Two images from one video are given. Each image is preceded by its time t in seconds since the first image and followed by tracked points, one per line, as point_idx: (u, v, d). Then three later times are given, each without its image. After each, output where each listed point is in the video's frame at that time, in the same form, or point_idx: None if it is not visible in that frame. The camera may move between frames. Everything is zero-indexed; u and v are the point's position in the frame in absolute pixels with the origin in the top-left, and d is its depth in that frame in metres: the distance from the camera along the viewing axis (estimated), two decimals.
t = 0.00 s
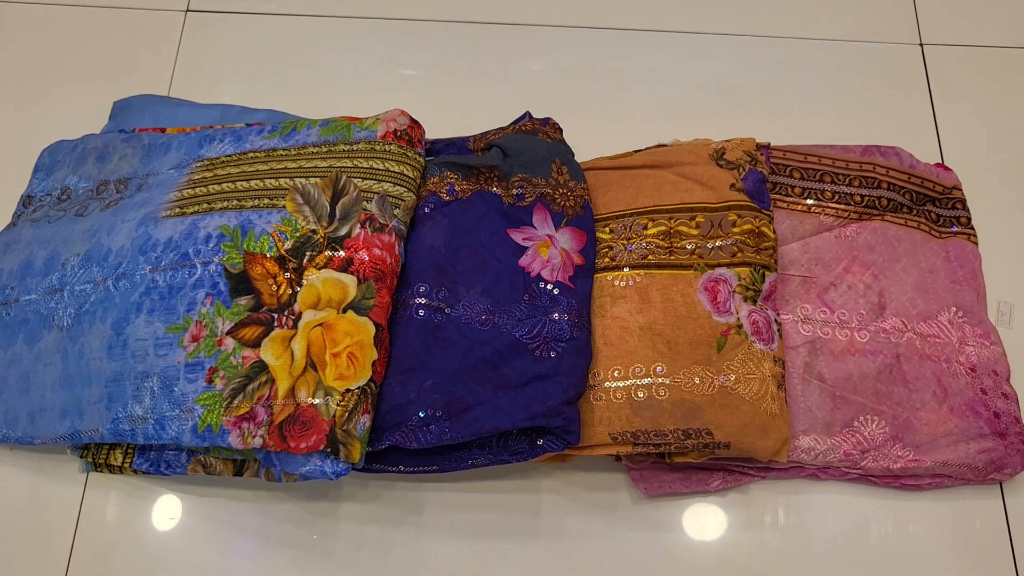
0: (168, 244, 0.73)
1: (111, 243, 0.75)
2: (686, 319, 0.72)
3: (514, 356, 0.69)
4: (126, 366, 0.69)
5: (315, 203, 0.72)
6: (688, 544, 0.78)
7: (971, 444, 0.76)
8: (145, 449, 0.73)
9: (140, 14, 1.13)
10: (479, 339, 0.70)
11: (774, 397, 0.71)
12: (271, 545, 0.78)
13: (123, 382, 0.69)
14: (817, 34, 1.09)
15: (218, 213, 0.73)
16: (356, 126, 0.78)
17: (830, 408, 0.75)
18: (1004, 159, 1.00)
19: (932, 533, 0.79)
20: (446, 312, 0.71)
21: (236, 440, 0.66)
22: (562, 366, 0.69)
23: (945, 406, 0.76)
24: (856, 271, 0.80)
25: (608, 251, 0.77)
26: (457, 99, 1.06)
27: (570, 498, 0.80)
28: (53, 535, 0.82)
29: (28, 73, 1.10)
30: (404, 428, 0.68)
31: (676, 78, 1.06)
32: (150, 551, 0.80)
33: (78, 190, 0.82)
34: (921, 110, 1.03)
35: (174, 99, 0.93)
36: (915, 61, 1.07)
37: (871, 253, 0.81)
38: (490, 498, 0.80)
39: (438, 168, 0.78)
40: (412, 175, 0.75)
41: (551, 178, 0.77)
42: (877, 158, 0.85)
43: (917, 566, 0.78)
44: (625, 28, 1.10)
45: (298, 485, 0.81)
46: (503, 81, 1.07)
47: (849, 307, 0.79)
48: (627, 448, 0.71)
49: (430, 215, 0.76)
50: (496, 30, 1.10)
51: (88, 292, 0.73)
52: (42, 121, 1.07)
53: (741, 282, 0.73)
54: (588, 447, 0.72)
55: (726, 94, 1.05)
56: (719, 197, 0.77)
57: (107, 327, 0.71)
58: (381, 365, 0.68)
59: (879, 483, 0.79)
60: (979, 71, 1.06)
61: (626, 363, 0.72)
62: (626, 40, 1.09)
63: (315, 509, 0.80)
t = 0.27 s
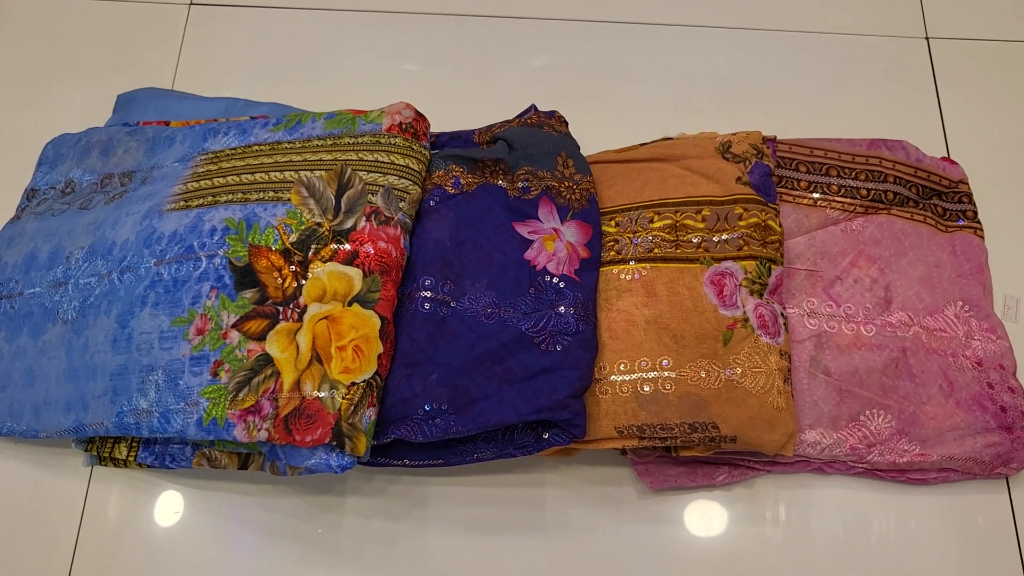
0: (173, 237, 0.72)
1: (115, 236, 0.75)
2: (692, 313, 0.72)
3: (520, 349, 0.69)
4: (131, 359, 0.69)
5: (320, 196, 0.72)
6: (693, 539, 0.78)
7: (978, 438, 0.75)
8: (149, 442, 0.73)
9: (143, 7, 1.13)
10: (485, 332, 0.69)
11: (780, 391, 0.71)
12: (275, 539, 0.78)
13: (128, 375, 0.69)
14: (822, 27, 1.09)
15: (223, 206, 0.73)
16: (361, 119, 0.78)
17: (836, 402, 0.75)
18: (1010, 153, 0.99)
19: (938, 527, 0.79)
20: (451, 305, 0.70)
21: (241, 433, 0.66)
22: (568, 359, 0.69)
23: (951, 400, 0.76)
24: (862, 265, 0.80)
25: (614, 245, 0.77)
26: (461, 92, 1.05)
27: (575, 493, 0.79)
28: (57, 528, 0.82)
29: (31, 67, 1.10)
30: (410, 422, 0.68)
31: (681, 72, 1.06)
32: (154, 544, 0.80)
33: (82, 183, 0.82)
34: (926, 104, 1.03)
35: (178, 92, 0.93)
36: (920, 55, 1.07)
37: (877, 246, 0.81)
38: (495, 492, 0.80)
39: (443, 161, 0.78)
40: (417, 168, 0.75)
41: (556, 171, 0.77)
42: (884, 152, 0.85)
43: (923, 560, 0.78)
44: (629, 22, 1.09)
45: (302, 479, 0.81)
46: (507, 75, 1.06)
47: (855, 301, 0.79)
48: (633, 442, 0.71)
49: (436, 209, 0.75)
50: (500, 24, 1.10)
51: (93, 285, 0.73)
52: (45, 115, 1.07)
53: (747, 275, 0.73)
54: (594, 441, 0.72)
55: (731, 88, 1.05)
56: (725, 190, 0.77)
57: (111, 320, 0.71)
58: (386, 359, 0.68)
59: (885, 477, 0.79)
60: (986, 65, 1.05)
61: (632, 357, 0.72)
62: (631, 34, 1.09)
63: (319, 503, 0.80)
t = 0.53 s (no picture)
0: (171, 236, 0.72)
1: (114, 236, 0.75)
2: (690, 312, 0.72)
3: (518, 348, 0.69)
4: (129, 359, 0.69)
5: (318, 195, 0.72)
6: (692, 537, 0.78)
7: (976, 436, 0.76)
8: (148, 442, 0.73)
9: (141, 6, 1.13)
10: (483, 331, 0.69)
11: (778, 390, 0.71)
12: (274, 538, 0.78)
13: (126, 374, 0.69)
14: (822, 25, 1.08)
15: (221, 205, 0.73)
16: (359, 118, 0.78)
17: (834, 401, 0.75)
18: (1009, 151, 0.99)
19: (936, 526, 0.79)
20: (449, 304, 0.70)
21: (239, 433, 0.66)
22: (566, 358, 0.69)
23: (949, 399, 0.76)
24: (861, 264, 0.80)
25: (612, 244, 0.77)
26: (460, 91, 1.05)
27: (573, 491, 0.80)
28: (57, 527, 0.82)
29: (30, 65, 1.10)
30: (408, 421, 0.68)
31: (680, 71, 1.06)
32: (154, 543, 0.80)
33: (80, 182, 0.82)
34: (926, 102, 1.03)
35: (176, 91, 0.93)
36: (920, 53, 1.06)
37: (875, 245, 0.81)
38: (493, 491, 0.80)
39: (441, 160, 0.78)
40: (415, 167, 0.75)
41: (554, 170, 0.77)
42: (882, 150, 0.85)
43: (921, 559, 0.78)
44: (628, 20, 1.09)
45: (301, 478, 0.81)
46: (506, 74, 1.06)
47: (853, 300, 0.79)
48: (631, 440, 0.71)
49: (434, 208, 0.75)
50: (499, 23, 1.09)
51: (91, 285, 0.73)
52: (43, 114, 1.06)
53: (745, 274, 0.73)
54: (592, 440, 0.72)
55: (730, 86, 1.05)
56: (723, 188, 0.77)
57: (110, 320, 0.71)
58: (384, 358, 0.68)
59: (883, 475, 0.79)
60: (985, 63, 1.05)
61: (630, 356, 0.72)
62: (630, 32, 1.09)
63: (318, 501, 0.80)
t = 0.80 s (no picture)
0: (168, 236, 0.72)
1: (110, 236, 0.75)
2: (686, 311, 0.72)
3: (514, 348, 0.69)
4: (126, 359, 0.69)
5: (314, 195, 0.72)
6: (688, 536, 0.78)
7: (971, 435, 0.76)
8: (145, 442, 0.73)
9: (138, 6, 1.13)
10: (479, 331, 0.70)
11: (774, 389, 0.71)
12: (271, 537, 0.79)
13: (123, 375, 0.69)
14: (818, 24, 1.08)
15: (218, 205, 0.73)
16: (355, 119, 0.78)
17: (830, 400, 0.75)
18: (1005, 150, 0.99)
19: (931, 524, 0.79)
20: (445, 305, 0.71)
21: (236, 433, 0.66)
22: (562, 358, 0.69)
23: (945, 398, 0.76)
24: (857, 263, 0.80)
25: (608, 243, 0.77)
26: (457, 90, 1.05)
27: (570, 490, 0.80)
28: (54, 527, 0.82)
29: (27, 65, 1.10)
30: (404, 421, 0.68)
31: (676, 70, 1.06)
32: (151, 543, 0.80)
33: (77, 182, 0.82)
34: (922, 100, 1.03)
35: (173, 91, 0.93)
36: (916, 52, 1.06)
37: (871, 244, 0.81)
38: (490, 490, 0.80)
39: (437, 160, 0.78)
40: (411, 167, 0.75)
41: (550, 170, 0.77)
42: (879, 149, 0.85)
43: (916, 558, 0.78)
44: (624, 19, 1.09)
45: (298, 477, 0.82)
46: (502, 73, 1.06)
47: (849, 299, 0.79)
48: (627, 440, 0.72)
49: (430, 208, 0.75)
50: (496, 22, 1.09)
51: (88, 285, 0.73)
52: (40, 114, 1.06)
53: (741, 274, 0.73)
54: (588, 439, 0.72)
55: (726, 85, 1.05)
56: (719, 188, 0.77)
57: (106, 320, 0.71)
58: (381, 358, 0.68)
59: (878, 474, 0.79)
60: (981, 62, 1.05)
61: (626, 355, 0.72)
62: (626, 31, 1.09)
63: (315, 501, 0.80)
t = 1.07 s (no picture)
0: (168, 233, 0.72)
1: (110, 234, 0.75)
2: (686, 308, 0.72)
3: (514, 345, 0.69)
4: (126, 356, 0.69)
5: (314, 192, 0.72)
6: (688, 533, 0.78)
7: (972, 431, 0.76)
8: (146, 439, 0.73)
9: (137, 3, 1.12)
10: (479, 328, 0.70)
11: (774, 385, 0.71)
12: (271, 535, 0.79)
13: (123, 372, 0.69)
14: (818, 21, 1.08)
15: (218, 202, 0.73)
16: (355, 116, 0.78)
17: (831, 396, 0.75)
18: (1006, 147, 0.99)
19: (932, 521, 0.79)
20: (445, 301, 0.71)
21: (236, 430, 0.66)
22: (562, 355, 0.69)
23: (945, 394, 0.76)
24: (857, 259, 0.80)
25: (608, 240, 0.77)
26: (456, 88, 1.05)
27: (570, 487, 0.80)
28: (55, 525, 0.82)
29: (26, 63, 1.10)
30: (404, 418, 0.68)
31: (676, 67, 1.06)
32: (151, 541, 0.80)
33: (77, 179, 0.82)
34: (922, 97, 1.03)
35: (172, 88, 0.93)
36: (916, 48, 1.06)
37: (871, 241, 0.81)
38: (490, 487, 0.80)
39: (437, 157, 0.78)
40: (411, 164, 0.75)
41: (550, 166, 0.77)
42: (879, 145, 0.85)
43: (917, 554, 0.78)
44: (624, 16, 1.09)
45: (298, 474, 0.82)
46: (502, 70, 1.06)
47: (849, 296, 0.79)
48: (628, 436, 0.72)
49: (430, 205, 0.75)
50: (495, 19, 1.09)
51: (87, 282, 0.73)
52: (39, 111, 1.06)
53: (741, 270, 0.73)
54: (588, 436, 0.72)
55: (726, 82, 1.05)
56: (719, 185, 0.77)
57: (106, 317, 0.71)
58: (381, 355, 0.68)
59: (879, 471, 0.79)
60: (981, 58, 1.05)
61: (627, 352, 0.72)
62: (626, 28, 1.08)
63: (315, 498, 0.80)
